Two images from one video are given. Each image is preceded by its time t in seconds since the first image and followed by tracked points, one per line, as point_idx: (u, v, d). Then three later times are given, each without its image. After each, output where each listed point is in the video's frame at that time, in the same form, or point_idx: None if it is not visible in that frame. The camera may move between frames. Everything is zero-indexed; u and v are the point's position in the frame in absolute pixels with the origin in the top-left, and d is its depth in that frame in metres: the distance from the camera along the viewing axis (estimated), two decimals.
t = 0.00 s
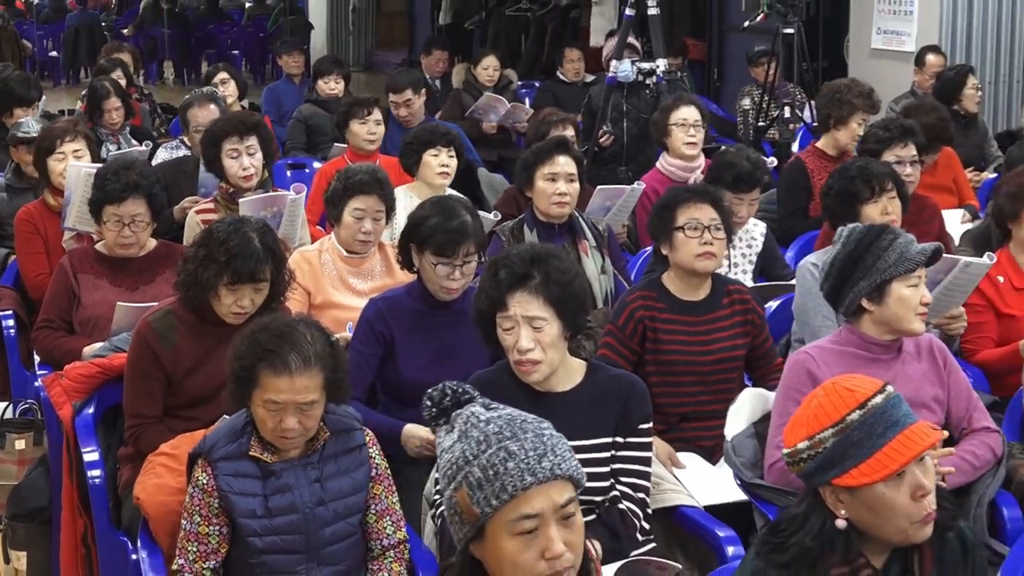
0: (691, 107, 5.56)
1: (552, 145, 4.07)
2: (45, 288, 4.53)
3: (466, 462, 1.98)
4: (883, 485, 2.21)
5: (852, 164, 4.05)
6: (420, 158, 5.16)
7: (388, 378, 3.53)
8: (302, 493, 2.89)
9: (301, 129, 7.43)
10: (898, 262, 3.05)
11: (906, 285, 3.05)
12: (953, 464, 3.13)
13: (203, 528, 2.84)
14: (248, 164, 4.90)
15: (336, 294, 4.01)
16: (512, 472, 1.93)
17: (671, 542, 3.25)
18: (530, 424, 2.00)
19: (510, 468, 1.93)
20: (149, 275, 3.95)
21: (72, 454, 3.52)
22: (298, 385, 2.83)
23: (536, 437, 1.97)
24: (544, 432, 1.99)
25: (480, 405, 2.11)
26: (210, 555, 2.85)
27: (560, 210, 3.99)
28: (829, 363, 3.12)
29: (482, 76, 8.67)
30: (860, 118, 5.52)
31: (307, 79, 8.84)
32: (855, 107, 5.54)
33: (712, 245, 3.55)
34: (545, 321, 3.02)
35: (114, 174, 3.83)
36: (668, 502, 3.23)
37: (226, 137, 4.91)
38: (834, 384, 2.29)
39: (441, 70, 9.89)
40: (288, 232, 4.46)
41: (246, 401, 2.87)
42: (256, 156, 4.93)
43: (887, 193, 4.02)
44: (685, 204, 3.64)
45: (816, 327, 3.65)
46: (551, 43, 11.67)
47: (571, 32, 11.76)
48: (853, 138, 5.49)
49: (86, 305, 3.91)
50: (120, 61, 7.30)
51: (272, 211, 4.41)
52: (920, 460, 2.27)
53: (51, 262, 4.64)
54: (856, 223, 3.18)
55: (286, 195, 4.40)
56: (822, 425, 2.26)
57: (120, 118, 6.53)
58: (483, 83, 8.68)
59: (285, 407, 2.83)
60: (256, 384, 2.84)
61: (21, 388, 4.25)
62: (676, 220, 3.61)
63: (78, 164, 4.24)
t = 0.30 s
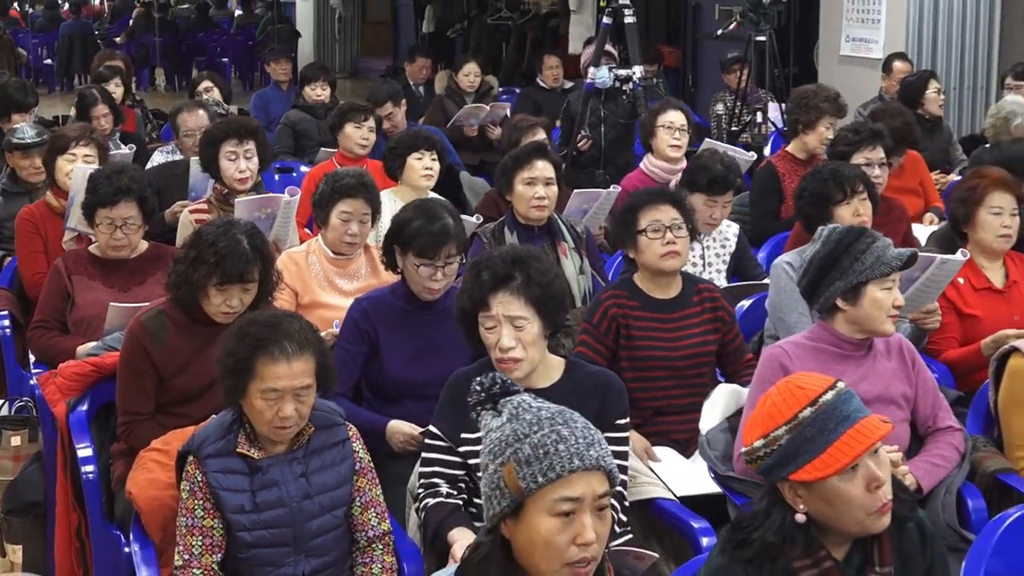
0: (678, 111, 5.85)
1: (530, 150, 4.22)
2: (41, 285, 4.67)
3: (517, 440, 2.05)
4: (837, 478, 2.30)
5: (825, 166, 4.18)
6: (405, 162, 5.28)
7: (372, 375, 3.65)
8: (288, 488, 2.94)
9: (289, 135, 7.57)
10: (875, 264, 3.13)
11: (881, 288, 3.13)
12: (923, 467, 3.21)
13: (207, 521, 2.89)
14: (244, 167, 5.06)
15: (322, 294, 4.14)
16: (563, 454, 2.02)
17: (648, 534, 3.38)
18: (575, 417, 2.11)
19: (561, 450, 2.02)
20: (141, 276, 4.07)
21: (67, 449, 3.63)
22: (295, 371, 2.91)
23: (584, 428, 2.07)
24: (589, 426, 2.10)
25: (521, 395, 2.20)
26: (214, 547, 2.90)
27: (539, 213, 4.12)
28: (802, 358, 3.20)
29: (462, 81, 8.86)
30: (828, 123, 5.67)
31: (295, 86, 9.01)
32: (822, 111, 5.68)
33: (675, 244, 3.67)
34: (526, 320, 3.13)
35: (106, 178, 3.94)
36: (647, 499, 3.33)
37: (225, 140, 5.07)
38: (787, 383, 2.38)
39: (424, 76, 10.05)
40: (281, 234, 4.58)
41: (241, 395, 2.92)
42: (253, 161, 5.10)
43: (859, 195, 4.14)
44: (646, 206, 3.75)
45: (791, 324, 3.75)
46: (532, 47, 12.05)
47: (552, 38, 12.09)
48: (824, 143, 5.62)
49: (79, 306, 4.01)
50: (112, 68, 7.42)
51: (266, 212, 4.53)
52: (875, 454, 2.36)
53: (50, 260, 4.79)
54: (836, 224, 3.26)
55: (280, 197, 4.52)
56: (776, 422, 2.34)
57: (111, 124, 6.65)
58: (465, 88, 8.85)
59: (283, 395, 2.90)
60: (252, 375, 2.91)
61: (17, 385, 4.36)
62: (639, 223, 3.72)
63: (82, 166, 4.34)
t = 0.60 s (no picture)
0: (681, 113, 5.96)
1: (512, 150, 4.28)
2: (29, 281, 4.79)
3: (562, 433, 2.04)
4: (810, 474, 2.30)
5: (806, 166, 4.22)
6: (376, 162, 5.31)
7: (358, 371, 3.68)
8: (280, 485, 2.93)
9: (276, 134, 7.61)
10: (845, 264, 3.13)
11: (851, 287, 3.14)
12: (904, 473, 3.24)
13: (204, 517, 2.87)
14: (239, 167, 5.12)
15: (309, 292, 4.18)
16: (606, 456, 2.03)
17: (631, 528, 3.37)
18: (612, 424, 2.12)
19: (605, 451, 2.03)
20: (128, 274, 4.11)
21: (54, 446, 3.65)
22: (298, 363, 2.91)
23: (622, 435, 2.09)
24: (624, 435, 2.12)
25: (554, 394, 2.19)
26: (210, 544, 2.88)
27: (520, 212, 4.22)
28: (774, 357, 3.26)
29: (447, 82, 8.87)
30: (796, 122, 5.77)
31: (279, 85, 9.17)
32: (789, 111, 5.78)
33: (644, 248, 3.66)
34: (510, 315, 3.08)
35: (94, 177, 3.97)
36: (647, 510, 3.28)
37: (225, 138, 5.13)
38: (759, 380, 2.39)
39: (408, 75, 10.12)
40: (271, 232, 4.64)
41: (242, 392, 2.89)
42: (249, 161, 5.16)
43: (839, 194, 4.19)
44: (610, 212, 3.70)
45: (771, 319, 3.80)
46: (516, 47, 12.10)
47: (535, 38, 12.19)
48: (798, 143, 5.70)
49: (67, 303, 4.04)
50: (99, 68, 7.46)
51: (260, 209, 4.59)
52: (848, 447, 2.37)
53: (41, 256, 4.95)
54: (807, 221, 3.24)
55: (274, 196, 4.56)
56: (749, 420, 2.35)
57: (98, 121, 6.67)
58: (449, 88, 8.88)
59: (286, 389, 2.89)
60: (254, 369, 2.89)
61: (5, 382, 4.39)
62: (606, 234, 3.69)
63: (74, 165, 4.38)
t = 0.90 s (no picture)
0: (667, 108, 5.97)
1: (495, 145, 4.29)
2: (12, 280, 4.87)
3: (569, 432, 2.01)
4: (795, 473, 2.30)
5: (784, 163, 4.22)
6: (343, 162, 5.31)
7: (342, 367, 3.68)
8: (266, 480, 2.92)
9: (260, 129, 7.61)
10: (819, 260, 3.12)
11: (825, 283, 3.13)
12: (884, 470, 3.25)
13: (192, 510, 2.87)
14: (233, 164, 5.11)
15: (291, 287, 4.20)
16: (612, 460, 2.01)
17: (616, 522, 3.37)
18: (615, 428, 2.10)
19: (611, 455, 2.01)
20: (110, 269, 4.11)
21: (37, 442, 3.64)
22: (295, 356, 2.90)
23: (626, 440, 2.07)
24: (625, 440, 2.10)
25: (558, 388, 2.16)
26: (198, 537, 2.88)
27: (502, 207, 4.22)
28: (753, 353, 3.26)
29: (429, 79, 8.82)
30: (758, 114, 5.85)
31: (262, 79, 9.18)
32: (750, 104, 5.91)
33: (614, 239, 3.68)
34: (495, 308, 3.04)
35: (77, 173, 3.97)
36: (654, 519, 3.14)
37: (221, 133, 5.13)
38: (744, 378, 2.39)
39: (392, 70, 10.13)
40: (262, 229, 4.61)
41: (237, 386, 2.88)
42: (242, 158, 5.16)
43: (818, 190, 4.20)
44: (577, 206, 3.73)
45: (752, 315, 3.80)
46: (498, 40, 12.09)
47: (519, 33, 12.21)
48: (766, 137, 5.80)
49: (50, 300, 4.03)
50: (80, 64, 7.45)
51: (251, 205, 4.59)
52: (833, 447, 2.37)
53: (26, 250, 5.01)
54: (782, 218, 3.25)
55: (265, 193, 4.55)
56: (732, 419, 2.35)
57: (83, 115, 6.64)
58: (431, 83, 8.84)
59: (282, 382, 2.88)
60: (250, 362, 2.87)
61: None
62: (575, 228, 3.72)
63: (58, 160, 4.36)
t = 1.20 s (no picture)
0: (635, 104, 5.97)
1: (479, 143, 4.29)
2: None
3: (535, 429, 2.01)
4: (780, 474, 2.30)
5: (765, 162, 4.22)
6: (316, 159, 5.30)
7: (326, 366, 3.67)
8: (250, 477, 2.91)
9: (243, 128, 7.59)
10: (806, 258, 3.13)
11: (813, 280, 3.14)
12: (867, 468, 3.25)
13: (175, 508, 2.86)
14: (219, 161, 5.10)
15: (275, 285, 4.20)
16: (579, 455, 2.00)
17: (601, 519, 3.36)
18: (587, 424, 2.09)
19: (578, 450, 2.00)
20: (93, 268, 4.11)
21: (20, 441, 3.63)
22: (278, 356, 2.90)
23: (597, 435, 2.06)
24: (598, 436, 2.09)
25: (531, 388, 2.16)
26: (181, 535, 2.87)
27: (486, 206, 4.22)
28: (739, 351, 3.26)
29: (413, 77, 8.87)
30: (721, 109, 5.83)
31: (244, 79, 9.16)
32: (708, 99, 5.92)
33: (601, 237, 3.69)
34: (487, 304, 3.05)
35: (59, 171, 3.95)
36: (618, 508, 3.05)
37: (208, 131, 5.11)
38: (731, 379, 2.39)
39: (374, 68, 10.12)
40: (248, 226, 4.61)
41: (219, 384, 2.87)
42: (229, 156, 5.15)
43: (799, 190, 4.22)
44: (565, 204, 3.74)
45: (736, 313, 3.81)
46: (482, 39, 12.09)
47: (502, 31, 12.20)
48: (734, 131, 5.75)
49: (33, 299, 4.02)
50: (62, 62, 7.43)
51: (236, 203, 4.59)
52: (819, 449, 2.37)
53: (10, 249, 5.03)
54: (771, 215, 3.25)
55: (250, 190, 4.55)
56: (719, 420, 2.35)
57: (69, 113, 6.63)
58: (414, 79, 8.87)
59: (265, 381, 2.88)
60: (233, 361, 2.87)
61: None
62: (562, 225, 3.73)
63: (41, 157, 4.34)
